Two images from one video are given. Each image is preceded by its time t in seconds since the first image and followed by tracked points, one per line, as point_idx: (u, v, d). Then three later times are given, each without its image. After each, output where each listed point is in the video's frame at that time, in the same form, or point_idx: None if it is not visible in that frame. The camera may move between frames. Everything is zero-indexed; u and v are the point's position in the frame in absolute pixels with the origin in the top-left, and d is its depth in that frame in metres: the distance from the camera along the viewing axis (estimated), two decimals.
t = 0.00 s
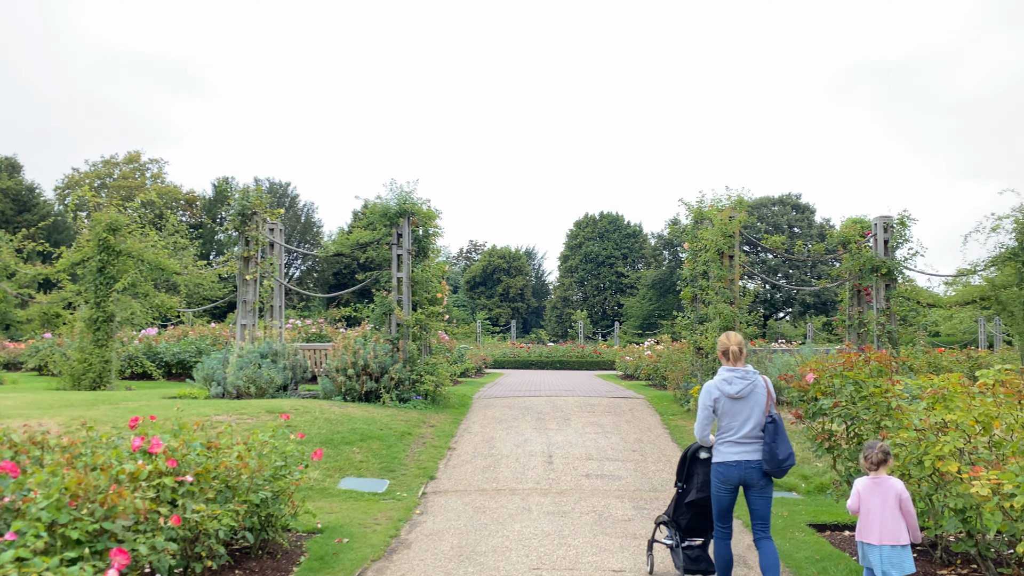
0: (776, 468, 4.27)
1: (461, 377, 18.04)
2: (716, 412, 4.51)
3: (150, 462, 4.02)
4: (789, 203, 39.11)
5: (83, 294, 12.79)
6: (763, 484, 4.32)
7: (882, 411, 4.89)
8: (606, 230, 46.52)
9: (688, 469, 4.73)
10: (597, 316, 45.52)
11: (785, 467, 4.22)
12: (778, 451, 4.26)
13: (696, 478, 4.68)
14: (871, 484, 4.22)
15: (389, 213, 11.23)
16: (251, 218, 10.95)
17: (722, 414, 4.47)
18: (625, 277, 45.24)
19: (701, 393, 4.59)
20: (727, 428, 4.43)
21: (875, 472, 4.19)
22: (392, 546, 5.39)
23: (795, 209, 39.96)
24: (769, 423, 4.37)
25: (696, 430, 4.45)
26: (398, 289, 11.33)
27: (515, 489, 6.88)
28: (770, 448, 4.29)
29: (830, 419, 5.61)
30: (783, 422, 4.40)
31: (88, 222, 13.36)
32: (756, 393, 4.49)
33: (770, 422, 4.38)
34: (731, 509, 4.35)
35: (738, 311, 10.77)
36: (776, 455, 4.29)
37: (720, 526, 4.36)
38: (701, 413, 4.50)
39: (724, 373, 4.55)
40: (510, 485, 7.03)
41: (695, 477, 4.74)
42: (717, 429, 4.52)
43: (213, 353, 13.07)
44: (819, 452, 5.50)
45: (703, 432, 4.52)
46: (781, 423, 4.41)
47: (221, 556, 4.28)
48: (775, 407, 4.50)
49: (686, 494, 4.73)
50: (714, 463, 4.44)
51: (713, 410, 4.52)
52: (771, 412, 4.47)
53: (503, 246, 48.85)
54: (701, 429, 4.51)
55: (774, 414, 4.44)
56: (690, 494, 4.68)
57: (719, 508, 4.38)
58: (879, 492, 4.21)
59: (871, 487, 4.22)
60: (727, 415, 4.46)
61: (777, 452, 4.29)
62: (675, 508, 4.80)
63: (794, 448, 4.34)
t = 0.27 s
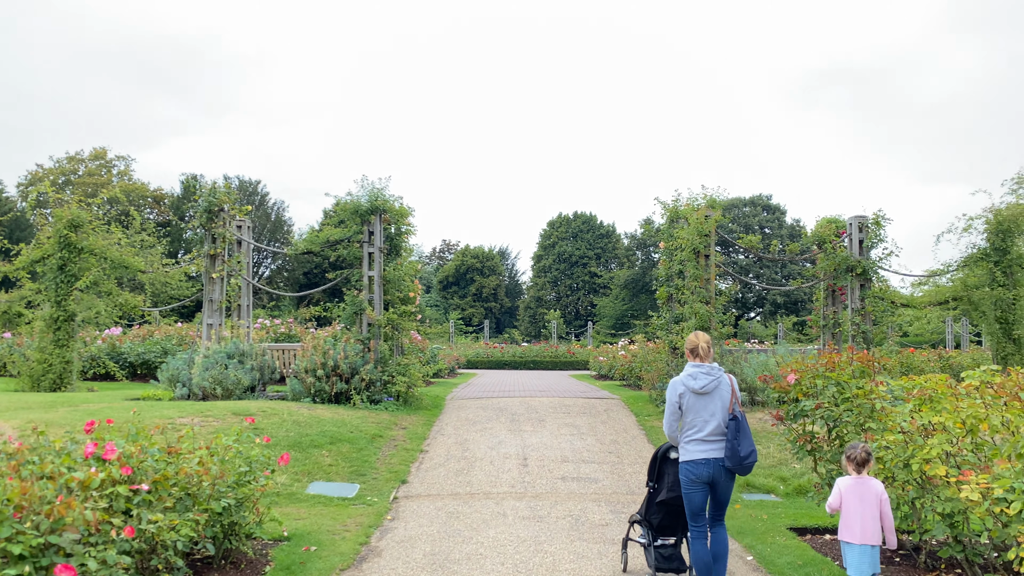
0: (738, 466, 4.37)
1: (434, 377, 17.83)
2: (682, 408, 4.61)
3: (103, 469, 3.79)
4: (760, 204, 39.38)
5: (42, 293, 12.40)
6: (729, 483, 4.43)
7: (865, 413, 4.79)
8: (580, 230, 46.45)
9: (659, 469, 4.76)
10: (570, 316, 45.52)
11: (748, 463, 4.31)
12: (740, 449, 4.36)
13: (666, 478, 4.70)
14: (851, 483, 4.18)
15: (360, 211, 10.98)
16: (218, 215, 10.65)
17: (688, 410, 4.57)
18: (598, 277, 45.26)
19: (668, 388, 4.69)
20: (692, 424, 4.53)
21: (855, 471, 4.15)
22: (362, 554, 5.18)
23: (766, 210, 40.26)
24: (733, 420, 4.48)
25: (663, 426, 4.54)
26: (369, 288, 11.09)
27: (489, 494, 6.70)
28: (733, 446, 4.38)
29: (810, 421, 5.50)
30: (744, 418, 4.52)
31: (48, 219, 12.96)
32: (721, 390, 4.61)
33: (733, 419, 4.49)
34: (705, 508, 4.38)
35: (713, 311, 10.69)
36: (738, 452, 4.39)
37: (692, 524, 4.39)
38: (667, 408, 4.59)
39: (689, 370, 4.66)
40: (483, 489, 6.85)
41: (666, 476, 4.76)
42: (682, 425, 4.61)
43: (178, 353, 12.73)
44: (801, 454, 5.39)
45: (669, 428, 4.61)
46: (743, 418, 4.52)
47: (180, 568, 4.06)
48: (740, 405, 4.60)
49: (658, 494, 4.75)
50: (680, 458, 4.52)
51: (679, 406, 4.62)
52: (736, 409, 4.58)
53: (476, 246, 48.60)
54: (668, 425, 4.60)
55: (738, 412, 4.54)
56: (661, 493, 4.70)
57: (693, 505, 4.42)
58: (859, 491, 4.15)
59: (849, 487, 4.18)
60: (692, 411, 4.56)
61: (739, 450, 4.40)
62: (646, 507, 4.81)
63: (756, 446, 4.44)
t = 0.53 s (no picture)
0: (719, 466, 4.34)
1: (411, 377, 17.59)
2: (660, 411, 4.55)
3: (61, 475, 3.54)
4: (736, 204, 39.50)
5: (6, 290, 12.01)
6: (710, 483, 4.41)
7: (859, 413, 4.68)
8: (557, 229, 46.33)
9: (637, 467, 4.65)
10: (547, 315, 45.40)
11: (728, 465, 4.29)
12: (722, 449, 4.34)
13: (645, 476, 4.60)
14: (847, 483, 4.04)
15: (335, 206, 10.73)
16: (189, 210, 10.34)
17: (667, 413, 4.51)
18: (575, 276, 45.17)
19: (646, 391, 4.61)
20: (672, 427, 4.48)
21: (850, 471, 4.02)
22: (337, 561, 4.96)
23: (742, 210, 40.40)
24: (712, 421, 4.45)
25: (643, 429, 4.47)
26: (345, 285, 10.84)
27: (470, 496, 6.51)
28: (714, 446, 4.36)
29: (800, 421, 5.37)
30: (723, 420, 4.50)
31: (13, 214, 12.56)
32: (699, 392, 4.56)
33: (713, 421, 4.46)
34: (687, 508, 4.34)
35: (695, 310, 10.58)
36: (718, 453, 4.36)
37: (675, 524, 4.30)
38: (647, 412, 4.52)
39: (668, 373, 4.60)
40: (463, 492, 6.66)
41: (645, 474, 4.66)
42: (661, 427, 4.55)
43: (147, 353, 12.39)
44: (791, 455, 5.26)
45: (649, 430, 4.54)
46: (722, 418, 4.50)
47: None
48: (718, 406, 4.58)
49: (636, 492, 4.63)
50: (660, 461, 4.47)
51: (657, 409, 4.56)
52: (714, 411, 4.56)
53: (452, 245, 48.32)
54: (647, 427, 4.53)
55: (716, 413, 4.51)
56: (640, 492, 4.59)
57: (675, 506, 4.35)
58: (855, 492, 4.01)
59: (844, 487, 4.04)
60: (672, 414, 4.50)
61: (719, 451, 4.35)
62: (625, 507, 4.69)
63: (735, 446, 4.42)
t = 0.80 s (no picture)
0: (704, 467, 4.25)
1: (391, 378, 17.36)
2: (644, 412, 4.43)
3: (17, 487, 3.31)
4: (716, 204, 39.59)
5: None
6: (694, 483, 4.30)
7: (855, 418, 4.54)
8: (538, 229, 46.20)
9: (622, 468, 4.61)
10: (527, 315, 45.27)
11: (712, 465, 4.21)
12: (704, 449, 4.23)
13: (628, 477, 4.57)
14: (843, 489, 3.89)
15: (314, 204, 10.50)
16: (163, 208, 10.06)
17: (650, 415, 4.39)
18: (556, 276, 45.07)
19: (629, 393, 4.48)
20: (656, 429, 4.36)
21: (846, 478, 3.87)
22: (315, 573, 4.75)
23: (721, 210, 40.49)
24: (696, 422, 4.33)
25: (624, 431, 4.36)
26: (324, 285, 10.60)
27: (452, 503, 6.31)
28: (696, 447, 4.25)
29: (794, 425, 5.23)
30: (707, 420, 4.37)
31: None
32: (684, 393, 4.43)
33: (697, 421, 4.34)
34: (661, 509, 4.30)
35: (679, 310, 10.45)
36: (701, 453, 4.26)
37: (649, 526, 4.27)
38: (629, 414, 4.40)
39: (652, 374, 4.46)
40: (445, 498, 6.47)
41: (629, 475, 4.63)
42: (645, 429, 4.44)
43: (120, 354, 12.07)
44: (785, 461, 5.12)
45: (632, 432, 4.43)
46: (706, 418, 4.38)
47: None
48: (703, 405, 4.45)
49: (619, 493, 4.62)
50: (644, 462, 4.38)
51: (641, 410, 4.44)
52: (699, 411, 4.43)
53: (433, 245, 48.05)
54: (631, 429, 4.42)
55: (701, 412, 4.39)
56: (623, 493, 4.57)
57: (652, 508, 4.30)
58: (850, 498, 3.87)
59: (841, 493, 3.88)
60: (655, 416, 4.38)
61: (704, 450, 4.28)
62: (608, 507, 4.68)
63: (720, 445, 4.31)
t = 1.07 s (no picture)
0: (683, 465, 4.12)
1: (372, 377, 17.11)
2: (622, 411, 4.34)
3: None
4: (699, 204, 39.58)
5: None
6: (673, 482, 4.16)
7: (848, 417, 4.38)
8: (521, 228, 46.03)
9: (598, 464, 4.58)
10: (510, 315, 45.08)
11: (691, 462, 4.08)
12: (682, 447, 4.11)
13: (606, 472, 4.53)
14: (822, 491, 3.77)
15: (292, 199, 10.26)
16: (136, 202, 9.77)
17: (629, 412, 4.30)
18: (539, 276, 44.92)
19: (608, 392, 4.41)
20: (634, 427, 4.27)
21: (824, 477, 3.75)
22: None
23: (704, 210, 40.50)
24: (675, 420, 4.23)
25: (600, 428, 4.27)
26: (301, 282, 10.36)
27: (432, 505, 6.12)
28: (674, 445, 4.14)
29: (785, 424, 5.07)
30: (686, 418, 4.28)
31: None
32: (662, 391, 4.35)
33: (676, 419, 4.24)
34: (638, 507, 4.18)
35: (665, 308, 10.31)
36: (680, 452, 4.14)
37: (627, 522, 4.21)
38: (607, 411, 4.31)
39: (631, 372, 4.39)
40: (425, 500, 6.27)
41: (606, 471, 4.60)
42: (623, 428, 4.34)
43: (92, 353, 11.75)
44: (775, 461, 4.97)
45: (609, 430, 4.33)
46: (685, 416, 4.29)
47: None
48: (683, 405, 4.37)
49: (597, 489, 4.58)
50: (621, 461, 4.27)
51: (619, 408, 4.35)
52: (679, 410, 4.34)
53: (415, 244, 47.74)
54: (608, 427, 4.32)
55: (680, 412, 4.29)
56: (600, 489, 4.54)
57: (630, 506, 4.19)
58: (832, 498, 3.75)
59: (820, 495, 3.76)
60: (634, 413, 4.29)
61: (682, 448, 4.15)
62: (586, 503, 4.63)
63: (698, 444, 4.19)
